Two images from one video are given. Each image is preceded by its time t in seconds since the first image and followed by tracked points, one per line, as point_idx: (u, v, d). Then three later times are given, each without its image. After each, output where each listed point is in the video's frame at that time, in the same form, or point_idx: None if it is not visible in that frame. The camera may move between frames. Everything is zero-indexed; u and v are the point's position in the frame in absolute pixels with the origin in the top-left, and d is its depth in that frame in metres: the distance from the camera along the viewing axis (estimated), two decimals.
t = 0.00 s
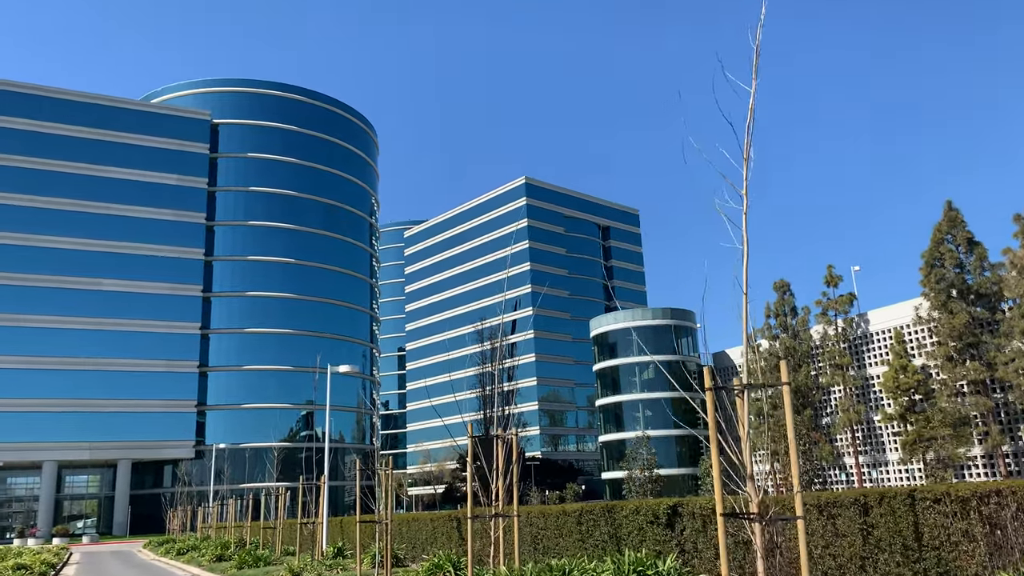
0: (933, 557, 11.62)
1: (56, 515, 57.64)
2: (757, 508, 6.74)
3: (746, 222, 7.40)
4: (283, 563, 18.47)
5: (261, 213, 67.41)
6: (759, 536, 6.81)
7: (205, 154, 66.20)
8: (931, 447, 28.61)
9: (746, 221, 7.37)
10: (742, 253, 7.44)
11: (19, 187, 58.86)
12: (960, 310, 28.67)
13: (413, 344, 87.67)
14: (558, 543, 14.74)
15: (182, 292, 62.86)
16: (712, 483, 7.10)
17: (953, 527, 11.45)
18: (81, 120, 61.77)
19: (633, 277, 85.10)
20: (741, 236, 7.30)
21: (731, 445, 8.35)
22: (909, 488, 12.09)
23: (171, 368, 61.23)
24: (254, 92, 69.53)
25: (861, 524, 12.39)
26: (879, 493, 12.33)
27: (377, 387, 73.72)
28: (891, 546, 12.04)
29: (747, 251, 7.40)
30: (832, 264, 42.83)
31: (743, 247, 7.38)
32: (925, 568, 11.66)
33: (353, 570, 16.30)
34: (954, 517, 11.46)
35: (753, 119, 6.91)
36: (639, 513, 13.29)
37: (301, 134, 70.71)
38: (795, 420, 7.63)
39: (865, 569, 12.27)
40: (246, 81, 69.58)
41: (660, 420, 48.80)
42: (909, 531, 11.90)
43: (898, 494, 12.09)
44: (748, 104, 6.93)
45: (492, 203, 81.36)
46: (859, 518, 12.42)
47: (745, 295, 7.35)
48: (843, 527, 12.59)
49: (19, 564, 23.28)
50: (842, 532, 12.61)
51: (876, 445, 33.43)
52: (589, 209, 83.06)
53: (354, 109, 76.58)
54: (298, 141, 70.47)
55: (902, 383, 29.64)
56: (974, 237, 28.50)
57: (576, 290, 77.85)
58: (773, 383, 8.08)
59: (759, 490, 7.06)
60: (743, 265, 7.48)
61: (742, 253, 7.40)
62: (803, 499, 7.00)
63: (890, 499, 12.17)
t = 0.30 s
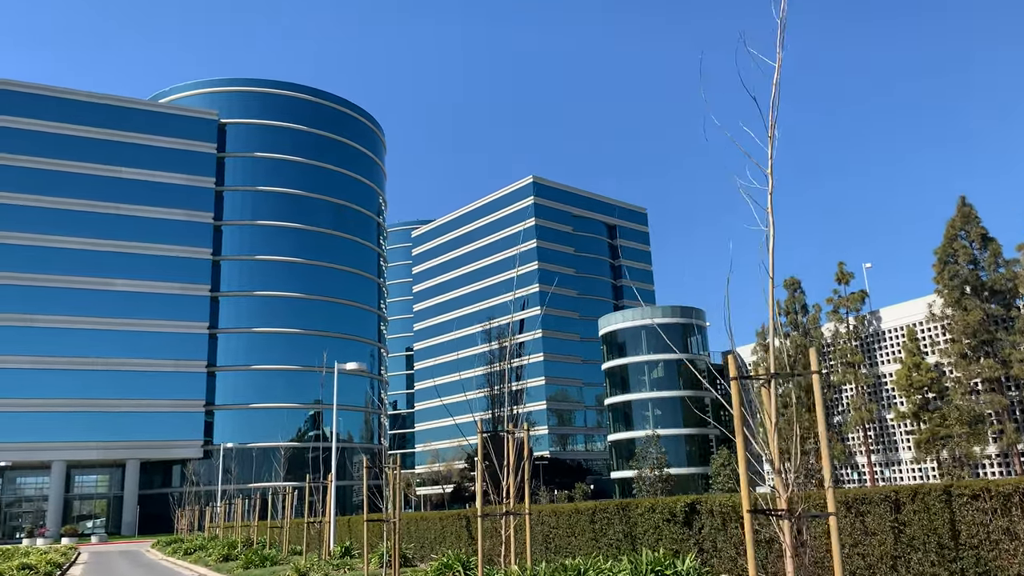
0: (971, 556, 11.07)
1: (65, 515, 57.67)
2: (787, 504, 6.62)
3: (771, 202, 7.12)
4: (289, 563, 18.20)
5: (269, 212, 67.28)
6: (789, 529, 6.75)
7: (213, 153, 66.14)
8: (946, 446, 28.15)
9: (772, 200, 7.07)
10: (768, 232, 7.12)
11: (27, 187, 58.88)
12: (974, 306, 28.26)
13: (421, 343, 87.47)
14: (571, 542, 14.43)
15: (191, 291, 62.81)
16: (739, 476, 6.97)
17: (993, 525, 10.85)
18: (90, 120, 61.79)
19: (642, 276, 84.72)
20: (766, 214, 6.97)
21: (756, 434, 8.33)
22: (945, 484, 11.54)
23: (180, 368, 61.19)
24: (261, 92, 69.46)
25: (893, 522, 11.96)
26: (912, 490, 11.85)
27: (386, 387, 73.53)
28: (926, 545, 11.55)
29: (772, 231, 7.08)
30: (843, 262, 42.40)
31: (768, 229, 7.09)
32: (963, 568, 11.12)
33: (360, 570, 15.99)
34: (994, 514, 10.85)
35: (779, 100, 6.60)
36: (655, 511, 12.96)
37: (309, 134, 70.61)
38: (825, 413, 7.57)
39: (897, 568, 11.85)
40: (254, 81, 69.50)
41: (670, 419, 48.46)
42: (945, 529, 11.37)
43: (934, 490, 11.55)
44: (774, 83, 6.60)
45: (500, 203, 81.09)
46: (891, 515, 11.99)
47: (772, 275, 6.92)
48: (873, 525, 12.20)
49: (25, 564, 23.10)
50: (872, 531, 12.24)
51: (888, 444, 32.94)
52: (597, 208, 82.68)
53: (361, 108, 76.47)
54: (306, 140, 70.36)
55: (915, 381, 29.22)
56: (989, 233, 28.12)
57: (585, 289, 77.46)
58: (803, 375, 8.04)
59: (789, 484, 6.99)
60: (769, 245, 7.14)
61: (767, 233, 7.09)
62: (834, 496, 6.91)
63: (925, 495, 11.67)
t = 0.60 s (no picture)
0: (1018, 559, 9.66)
1: (75, 515, 57.71)
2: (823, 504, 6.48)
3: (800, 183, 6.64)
4: (297, 564, 17.91)
5: (277, 212, 67.12)
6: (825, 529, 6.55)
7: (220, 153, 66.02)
8: (961, 444, 27.69)
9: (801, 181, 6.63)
10: (798, 215, 6.67)
11: (35, 188, 58.90)
12: (990, 303, 27.72)
13: (429, 343, 87.23)
14: (586, 544, 14.07)
15: (198, 291, 62.69)
16: (772, 476, 6.74)
17: None
18: (97, 120, 61.79)
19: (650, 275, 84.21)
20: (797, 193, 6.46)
21: (785, 430, 8.13)
22: (988, 481, 10.15)
23: (188, 367, 61.11)
24: (268, 91, 69.29)
25: (931, 523, 10.64)
26: (953, 488, 10.48)
27: (394, 387, 73.29)
28: (967, 548, 10.18)
29: (803, 214, 6.63)
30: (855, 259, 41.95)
31: (799, 213, 6.67)
32: (1008, 572, 9.73)
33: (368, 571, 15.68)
34: None
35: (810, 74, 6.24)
36: (675, 511, 12.59)
37: (316, 133, 70.43)
38: (861, 412, 7.65)
39: (935, 572, 10.54)
40: (261, 80, 69.35)
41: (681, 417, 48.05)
42: (989, 530, 9.98)
43: (975, 489, 10.18)
44: (804, 57, 6.23)
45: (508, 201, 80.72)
46: (929, 516, 10.67)
47: (802, 263, 6.49)
48: (909, 526, 10.88)
49: (33, 564, 22.98)
50: (908, 532, 10.91)
51: (903, 442, 32.48)
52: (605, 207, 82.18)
53: (368, 107, 76.26)
54: (313, 139, 70.15)
55: (931, 379, 28.71)
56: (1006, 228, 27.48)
57: (593, 288, 77.04)
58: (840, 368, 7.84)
59: (825, 484, 6.81)
60: (799, 228, 6.66)
61: (799, 215, 6.63)
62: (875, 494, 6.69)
63: (966, 494, 10.29)
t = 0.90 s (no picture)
0: None
1: (87, 516, 57.75)
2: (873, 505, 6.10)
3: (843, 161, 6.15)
4: (307, 566, 17.49)
5: (286, 212, 66.98)
6: (872, 528, 6.18)
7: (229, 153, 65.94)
8: (981, 443, 27.01)
9: (844, 159, 6.14)
10: (842, 195, 6.18)
11: (45, 189, 59.03)
12: (1010, 299, 26.90)
13: (440, 343, 86.99)
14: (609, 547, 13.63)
15: (208, 292, 62.63)
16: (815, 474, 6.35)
17: None
18: (107, 121, 61.91)
19: (661, 273, 83.69)
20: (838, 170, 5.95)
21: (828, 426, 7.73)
22: None
23: (199, 368, 61.07)
24: (277, 91, 69.18)
25: (982, 526, 10.18)
26: (1006, 488, 10.04)
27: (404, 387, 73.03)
28: None
29: (847, 192, 6.13)
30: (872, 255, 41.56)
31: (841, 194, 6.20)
32: None
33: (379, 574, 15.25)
34: None
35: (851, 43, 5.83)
36: (701, 514, 12.20)
37: (325, 133, 70.27)
38: (914, 409, 7.38)
39: None
40: (269, 80, 69.25)
41: (694, 416, 47.65)
42: None
43: None
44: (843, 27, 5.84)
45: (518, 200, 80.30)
46: (980, 518, 10.21)
47: (848, 249, 5.99)
48: (958, 528, 10.40)
49: (43, 566, 22.86)
50: (957, 535, 10.43)
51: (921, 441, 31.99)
52: (615, 205, 81.68)
53: (377, 107, 76.07)
54: (322, 139, 69.98)
55: (948, 376, 27.86)
56: None
57: (604, 286, 76.58)
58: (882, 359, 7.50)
59: (872, 484, 6.48)
60: (843, 211, 6.13)
61: (841, 196, 6.10)
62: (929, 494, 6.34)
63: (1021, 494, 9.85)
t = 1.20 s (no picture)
0: None
1: (99, 517, 57.83)
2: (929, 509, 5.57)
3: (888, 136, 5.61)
4: (319, 569, 17.17)
5: (296, 212, 66.84)
6: (927, 533, 5.63)
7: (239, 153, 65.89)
8: (1000, 442, 26.43)
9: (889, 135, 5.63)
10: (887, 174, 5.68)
11: (56, 190, 59.19)
12: None
13: (450, 343, 86.72)
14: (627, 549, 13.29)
15: (219, 292, 62.62)
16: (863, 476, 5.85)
17: None
18: (117, 122, 61.99)
19: (672, 272, 83.13)
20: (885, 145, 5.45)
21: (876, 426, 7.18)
22: None
23: (210, 368, 61.03)
24: (287, 91, 69.10)
25: None
26: None
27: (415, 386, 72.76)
28: None
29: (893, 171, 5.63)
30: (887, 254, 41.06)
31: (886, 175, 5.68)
32: None
33: None
34: None
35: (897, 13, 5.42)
36: (726, 518, 11.90)
37: (335, 133, 70.09)
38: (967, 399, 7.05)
39: None
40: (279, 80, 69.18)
41: (707, 415, 47.28)
42: None
43: None
44: None
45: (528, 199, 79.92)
46: None
47: (896, 232, 5.43)
48: (1009, 533, 9.99)
49: (53, 567, 22.69)
50: (1008, 540, 10.02)
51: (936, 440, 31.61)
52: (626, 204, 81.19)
53: (386, 106, 75.80)
54: (332, 139, 69.86)
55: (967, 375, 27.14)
56: None
57: (615, 285, 76.15)
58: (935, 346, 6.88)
59: (925, 487, 5.95)
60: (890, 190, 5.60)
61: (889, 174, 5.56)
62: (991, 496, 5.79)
63: None
